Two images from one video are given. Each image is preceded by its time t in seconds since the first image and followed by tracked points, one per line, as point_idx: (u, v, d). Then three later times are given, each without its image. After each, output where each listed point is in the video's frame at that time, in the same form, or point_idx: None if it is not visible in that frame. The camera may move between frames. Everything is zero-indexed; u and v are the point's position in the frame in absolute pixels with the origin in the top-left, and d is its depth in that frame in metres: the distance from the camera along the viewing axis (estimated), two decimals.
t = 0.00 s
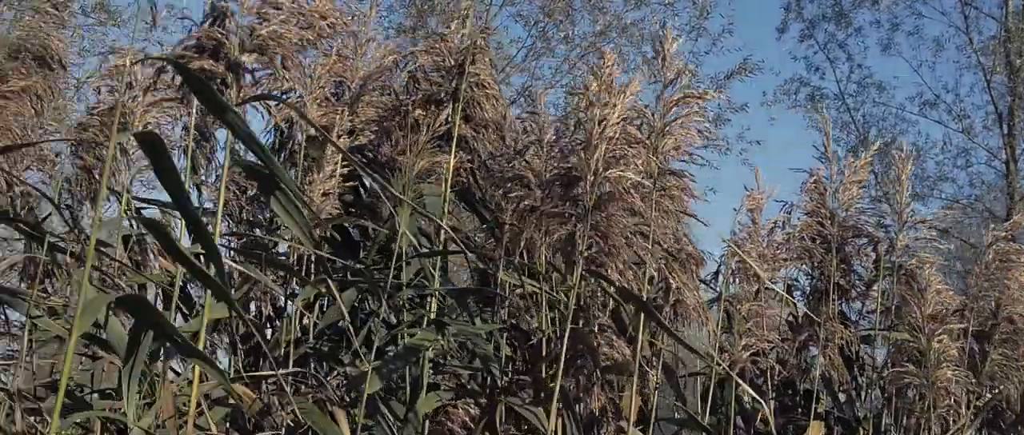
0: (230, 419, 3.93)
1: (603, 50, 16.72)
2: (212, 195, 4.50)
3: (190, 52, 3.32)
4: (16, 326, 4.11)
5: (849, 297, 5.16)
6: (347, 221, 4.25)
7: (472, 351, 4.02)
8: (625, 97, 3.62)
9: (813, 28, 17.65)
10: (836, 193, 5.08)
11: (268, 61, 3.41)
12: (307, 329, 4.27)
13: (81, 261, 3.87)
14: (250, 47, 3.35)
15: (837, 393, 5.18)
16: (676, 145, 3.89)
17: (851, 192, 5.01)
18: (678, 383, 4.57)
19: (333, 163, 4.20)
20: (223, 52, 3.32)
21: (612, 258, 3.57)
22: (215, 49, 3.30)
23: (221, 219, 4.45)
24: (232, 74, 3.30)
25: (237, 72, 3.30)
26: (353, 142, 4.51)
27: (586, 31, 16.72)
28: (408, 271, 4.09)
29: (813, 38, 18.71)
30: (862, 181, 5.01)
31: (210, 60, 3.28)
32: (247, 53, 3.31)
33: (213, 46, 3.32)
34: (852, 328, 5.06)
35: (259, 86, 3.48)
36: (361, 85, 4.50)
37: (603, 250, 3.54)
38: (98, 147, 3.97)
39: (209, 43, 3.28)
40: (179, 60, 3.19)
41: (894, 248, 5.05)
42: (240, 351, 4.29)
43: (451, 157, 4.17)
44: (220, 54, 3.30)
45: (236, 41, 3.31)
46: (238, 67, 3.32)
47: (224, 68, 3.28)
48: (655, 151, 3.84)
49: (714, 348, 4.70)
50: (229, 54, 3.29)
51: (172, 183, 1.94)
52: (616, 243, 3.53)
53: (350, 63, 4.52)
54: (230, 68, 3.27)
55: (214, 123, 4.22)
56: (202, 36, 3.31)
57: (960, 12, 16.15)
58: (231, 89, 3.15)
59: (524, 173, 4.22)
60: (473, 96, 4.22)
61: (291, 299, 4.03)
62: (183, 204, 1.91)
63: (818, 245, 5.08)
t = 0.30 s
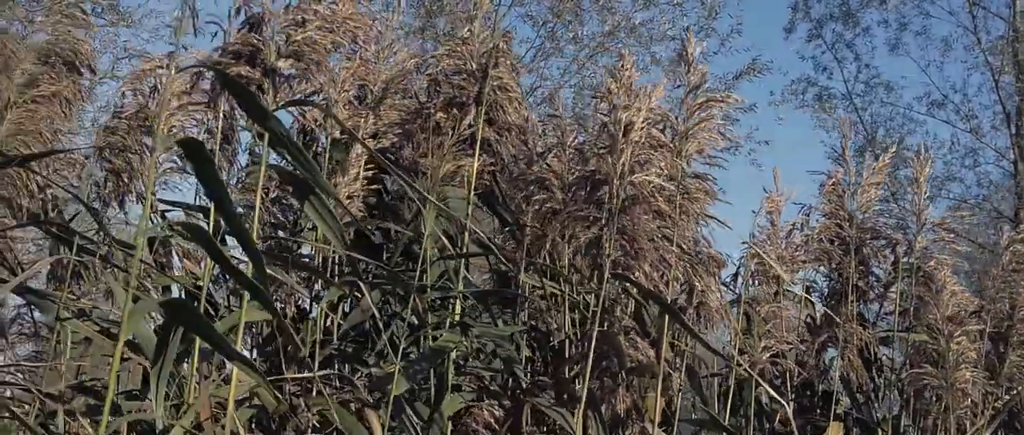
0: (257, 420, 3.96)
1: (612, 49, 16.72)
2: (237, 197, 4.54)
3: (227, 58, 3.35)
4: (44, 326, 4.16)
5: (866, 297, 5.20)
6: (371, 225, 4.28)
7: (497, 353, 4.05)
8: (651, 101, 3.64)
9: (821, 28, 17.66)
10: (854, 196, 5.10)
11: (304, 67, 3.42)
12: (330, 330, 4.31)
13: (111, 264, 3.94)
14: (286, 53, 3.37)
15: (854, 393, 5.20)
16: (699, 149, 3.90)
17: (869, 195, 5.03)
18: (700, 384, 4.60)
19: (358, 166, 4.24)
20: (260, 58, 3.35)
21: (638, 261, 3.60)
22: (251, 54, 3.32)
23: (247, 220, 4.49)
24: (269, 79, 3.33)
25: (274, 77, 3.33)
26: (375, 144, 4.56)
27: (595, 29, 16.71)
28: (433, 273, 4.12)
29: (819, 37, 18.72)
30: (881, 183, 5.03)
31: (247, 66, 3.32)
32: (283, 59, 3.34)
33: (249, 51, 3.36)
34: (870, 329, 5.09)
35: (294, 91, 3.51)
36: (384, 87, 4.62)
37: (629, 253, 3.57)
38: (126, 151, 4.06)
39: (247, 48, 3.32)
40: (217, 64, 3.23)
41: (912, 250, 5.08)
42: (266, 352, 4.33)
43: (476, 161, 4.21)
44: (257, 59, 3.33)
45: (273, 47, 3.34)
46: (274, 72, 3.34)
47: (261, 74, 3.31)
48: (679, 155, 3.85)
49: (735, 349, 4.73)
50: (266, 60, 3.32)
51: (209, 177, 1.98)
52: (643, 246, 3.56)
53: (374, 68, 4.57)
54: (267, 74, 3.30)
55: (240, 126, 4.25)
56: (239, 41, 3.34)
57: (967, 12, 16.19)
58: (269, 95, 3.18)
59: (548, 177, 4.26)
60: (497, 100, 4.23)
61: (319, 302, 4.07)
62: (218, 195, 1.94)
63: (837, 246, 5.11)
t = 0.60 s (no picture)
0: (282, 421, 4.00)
1: (620, 49, 16.75)
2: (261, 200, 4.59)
3: (261, 64, 3.42)
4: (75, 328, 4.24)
5: (884, 299, 5.23)
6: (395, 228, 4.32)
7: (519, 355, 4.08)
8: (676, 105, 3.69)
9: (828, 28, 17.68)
10: (872, 198, 5.13)
11: (336, 73, 3.50)
12: (354, 332, 4.35)
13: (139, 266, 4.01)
14: (319, 60, 3.45)
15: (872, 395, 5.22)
16: (722, 152, 3.93)
17: (887, 197, 5.06)
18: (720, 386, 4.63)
19: (382, 170, 4.28)
20: (293, 64, 3.44)
21: (662, 264, 3.64)
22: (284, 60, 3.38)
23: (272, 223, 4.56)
24: (302, 85, 3.42)
25: (307, 84, 3.41)
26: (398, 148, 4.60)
27: (603, 30, 16.74)
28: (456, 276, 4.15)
29: (827, 37, 18.74)
30: (898, 185, 5.06)
31: (281, 72, 3.41)
32: (316, 66, 3.43)
33: (283, 58, 3.45)
34: (888, 331, 5.12)
35: (324, 97, 3.58)
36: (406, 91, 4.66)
37: (653, 256, 3.61)
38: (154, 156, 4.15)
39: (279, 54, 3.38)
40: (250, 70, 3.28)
41: (930, 252, 5.11)
42: (290, 353, 4.37)
43: (499, 164, 4.25)
44: (290, 66, 3.39)
45: (306, 54, 3.42)
46: (308, 79, 3.43)
47: (295, 80, 3.39)
48: (702, 158, 3.89)
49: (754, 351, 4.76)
50: (300, 66, 3.40)
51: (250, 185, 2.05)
52: (668, 250, 3.60)
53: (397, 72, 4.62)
54: (301, 81, 3.38)
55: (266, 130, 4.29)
56: (273, 49, 3.43)
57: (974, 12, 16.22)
58: (304, 101, 3.26)
59: (570, 180, 4.30)
60: (519, 104, 4.29)
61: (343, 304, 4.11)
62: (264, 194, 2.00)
63: (854, 248, 5.14)
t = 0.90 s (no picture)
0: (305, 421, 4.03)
1: (627, 48, 16.73)
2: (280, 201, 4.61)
3: (292, 70, 3.45)
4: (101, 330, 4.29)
5: (900, 300, 5.25)
6: (416, 229, 4.34)
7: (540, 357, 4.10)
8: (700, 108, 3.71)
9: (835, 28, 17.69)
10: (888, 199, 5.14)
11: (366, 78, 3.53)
12: (374, 333, 4.37)
13: (161, 268, 4.03)
14: (349, 66, 3.49)
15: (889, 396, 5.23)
16: (744, 155, 3.95)
17: (904, 198, 5.08)
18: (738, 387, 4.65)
19: (402, 172, 4.30)
20: (323, 69, 3.50)
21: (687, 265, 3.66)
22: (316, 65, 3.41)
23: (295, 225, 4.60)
24: (332, 90, 3.47)
25: (337, 89, 3.44)
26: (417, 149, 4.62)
27: (611, 29, 16.76)
28: (478, 277, 4.17)
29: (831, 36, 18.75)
30: (914, 186, 5.08)
31: (311, 77, 3.45)
32: (346, 71, 3.46)
33: (312, 63, 3.50)
34: (904, 331, 5.14)
35: (353, 102, 3.61)
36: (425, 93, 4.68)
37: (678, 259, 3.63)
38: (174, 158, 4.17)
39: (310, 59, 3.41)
40: (282, 75, 3.31)
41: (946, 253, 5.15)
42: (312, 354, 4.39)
43: (520, 167, 4.28)
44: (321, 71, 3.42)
45: (336, 59, 3.46)
46: (337, 84, 3.46)
47: (325, 85, 3.44)
48: (724, 161, 3.91)
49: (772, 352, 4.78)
50: (330, 72, 3.44)
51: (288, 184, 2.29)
52: (692, 252, 3.62)
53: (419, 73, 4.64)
54: (331, 86, 3.41)
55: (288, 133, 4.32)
56: (303, 54, 3.49)
57: (982, 12, 16.23)
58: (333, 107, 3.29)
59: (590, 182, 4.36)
60: (539, 106, 4.32)
61: (365, 306, 4.13)
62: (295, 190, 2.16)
63: (870, 249, 5.16)
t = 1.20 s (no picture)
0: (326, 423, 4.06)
1: (631, 48, 16.74)
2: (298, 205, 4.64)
3: (317, 76, 3.47)
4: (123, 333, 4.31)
5: (913, 302, 5.28)
6: (434, 232, 4.37)
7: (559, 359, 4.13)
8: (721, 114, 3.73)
9: (840, 28, 17.70)
10: (902, 201, 5.17)
11: (392, 85, 3.59)
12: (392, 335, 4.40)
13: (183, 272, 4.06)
14: (375, 72, 3.52)
15: (902, 396, 5.26)
16: (763, 159, 3.98)
17: (918, 200, 5.10)
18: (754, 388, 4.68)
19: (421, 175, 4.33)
20: (350, 76, 3.47)
21: (708, 269, 3.69)
22: (342, 71, 3.44)
23: (312, 227, 4.61)
24: (358, 96, 3.49)
25: (362, 95, 3.47)
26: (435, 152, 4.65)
27: (616, 29, 16.78)
28: (496, 281, 4.20)
29: (835, 35, 18.77)
30: (928, 188, 5.10)
31: (338, 84, 3.47)
32: (372, 78, 3.49)
33: (339, 70, 3.46)
34: (917, 333, 5.16)
35: (377, 108, 3.64)
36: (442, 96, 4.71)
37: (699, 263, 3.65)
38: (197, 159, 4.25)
39: (335, 66, 3.44)
40: (308, 82, 3.34)
41: (959, 256, 5.18)
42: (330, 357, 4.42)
43: (539, 171, 4.30)
44: (347, 78, 3.45)
45: (362, 66, 3.48)
46: (363, 90, 3.48)
47: (351, 91, 3.45)
48: (744, 166, 3.93)
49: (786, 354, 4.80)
50: (356, 78, 3.46)
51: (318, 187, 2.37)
52: (714, 257, 3.64)
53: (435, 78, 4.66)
54: (356, 92, 3.44)
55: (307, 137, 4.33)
56: (332, 61, 3.43)
57: (987, 11, 16.24)
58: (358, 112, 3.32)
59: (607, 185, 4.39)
60: (558, 111, 4.34)
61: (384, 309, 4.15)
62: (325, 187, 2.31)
63: (884, 251, 5.18)
